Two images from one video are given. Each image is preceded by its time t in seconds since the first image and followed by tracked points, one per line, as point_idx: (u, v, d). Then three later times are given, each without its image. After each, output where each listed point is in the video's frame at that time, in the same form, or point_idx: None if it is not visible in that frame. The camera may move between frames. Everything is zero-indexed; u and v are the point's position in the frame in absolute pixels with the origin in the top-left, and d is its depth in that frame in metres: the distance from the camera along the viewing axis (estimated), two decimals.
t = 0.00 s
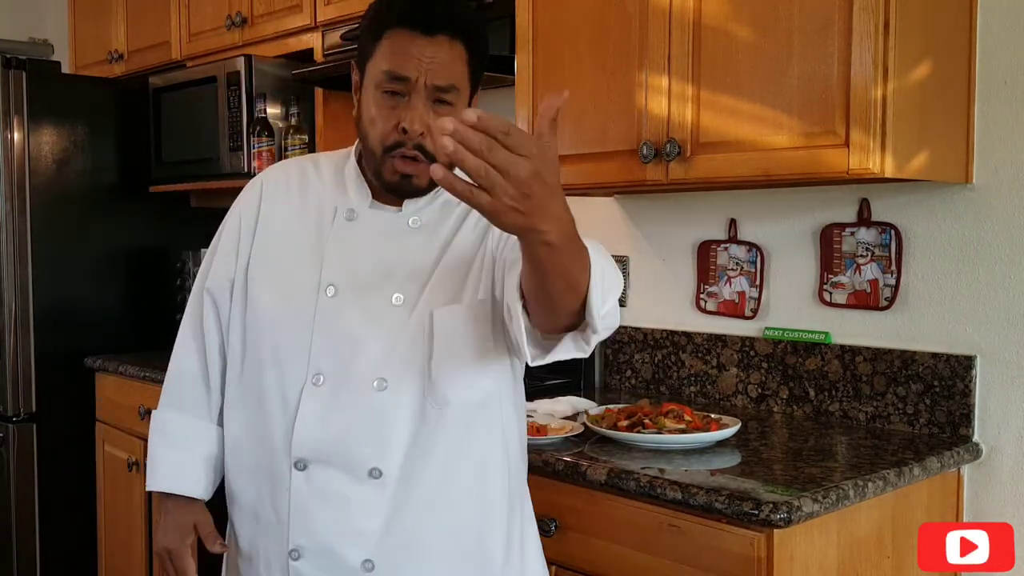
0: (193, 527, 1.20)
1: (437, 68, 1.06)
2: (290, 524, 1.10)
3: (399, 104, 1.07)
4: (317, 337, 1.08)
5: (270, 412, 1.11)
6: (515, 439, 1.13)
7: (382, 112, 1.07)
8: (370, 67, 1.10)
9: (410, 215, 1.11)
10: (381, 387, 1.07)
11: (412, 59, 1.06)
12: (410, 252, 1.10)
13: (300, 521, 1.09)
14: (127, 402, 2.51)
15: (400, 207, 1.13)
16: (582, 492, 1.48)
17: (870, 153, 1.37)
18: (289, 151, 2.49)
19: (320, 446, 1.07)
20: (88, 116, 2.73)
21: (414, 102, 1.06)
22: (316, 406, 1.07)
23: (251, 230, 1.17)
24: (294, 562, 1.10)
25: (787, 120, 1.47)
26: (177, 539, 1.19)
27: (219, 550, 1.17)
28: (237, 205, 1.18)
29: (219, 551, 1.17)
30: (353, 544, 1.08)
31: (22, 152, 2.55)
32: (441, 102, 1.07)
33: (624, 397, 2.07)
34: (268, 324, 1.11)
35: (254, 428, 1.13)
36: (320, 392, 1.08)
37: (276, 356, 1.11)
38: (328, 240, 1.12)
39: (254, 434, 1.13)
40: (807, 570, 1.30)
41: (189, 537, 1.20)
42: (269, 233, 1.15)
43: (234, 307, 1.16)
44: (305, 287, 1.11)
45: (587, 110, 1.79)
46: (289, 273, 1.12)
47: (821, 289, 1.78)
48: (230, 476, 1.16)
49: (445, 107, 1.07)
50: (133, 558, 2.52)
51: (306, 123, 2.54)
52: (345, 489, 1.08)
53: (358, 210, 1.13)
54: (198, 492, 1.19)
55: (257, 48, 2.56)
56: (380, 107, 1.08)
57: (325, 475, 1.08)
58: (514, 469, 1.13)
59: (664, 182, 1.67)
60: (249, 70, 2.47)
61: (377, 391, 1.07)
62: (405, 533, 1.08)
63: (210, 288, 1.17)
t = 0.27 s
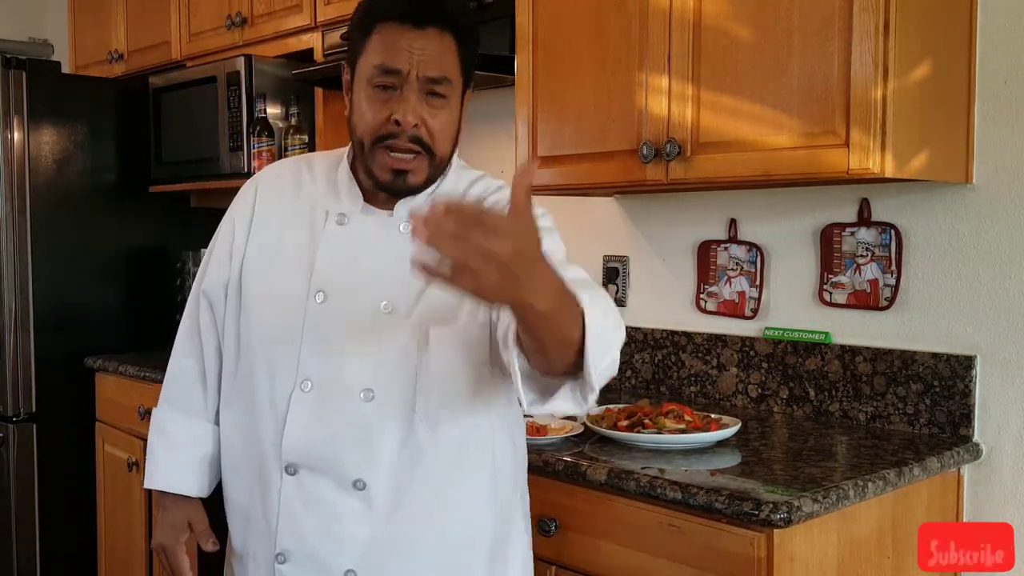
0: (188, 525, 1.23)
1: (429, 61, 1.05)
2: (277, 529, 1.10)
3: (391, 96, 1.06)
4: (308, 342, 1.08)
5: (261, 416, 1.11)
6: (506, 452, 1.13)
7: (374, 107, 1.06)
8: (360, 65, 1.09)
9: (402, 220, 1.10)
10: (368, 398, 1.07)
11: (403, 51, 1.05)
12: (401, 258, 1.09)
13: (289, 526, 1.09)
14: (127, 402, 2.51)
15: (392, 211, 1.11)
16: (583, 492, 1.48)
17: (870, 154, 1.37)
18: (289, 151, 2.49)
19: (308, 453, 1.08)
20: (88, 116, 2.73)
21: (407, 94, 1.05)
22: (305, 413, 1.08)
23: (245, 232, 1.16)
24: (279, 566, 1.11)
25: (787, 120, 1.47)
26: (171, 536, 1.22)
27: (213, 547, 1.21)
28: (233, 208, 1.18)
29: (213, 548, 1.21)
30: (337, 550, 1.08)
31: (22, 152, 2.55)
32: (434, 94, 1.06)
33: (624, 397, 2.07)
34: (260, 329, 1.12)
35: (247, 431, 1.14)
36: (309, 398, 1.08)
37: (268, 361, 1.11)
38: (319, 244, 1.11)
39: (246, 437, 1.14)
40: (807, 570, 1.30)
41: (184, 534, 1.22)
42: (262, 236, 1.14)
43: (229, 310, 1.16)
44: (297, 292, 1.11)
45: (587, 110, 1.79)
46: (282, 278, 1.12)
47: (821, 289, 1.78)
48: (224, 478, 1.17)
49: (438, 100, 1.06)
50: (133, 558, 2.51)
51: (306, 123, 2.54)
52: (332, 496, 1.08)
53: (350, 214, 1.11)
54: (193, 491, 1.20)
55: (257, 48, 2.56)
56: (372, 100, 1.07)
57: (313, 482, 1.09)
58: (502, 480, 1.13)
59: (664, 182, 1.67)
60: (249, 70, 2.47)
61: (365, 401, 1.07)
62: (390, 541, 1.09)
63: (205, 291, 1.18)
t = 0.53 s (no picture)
0: (182, 536, 1.17)
1: (399, 50, 1.06)
2: (269, 535, 1.09)
3: (363, 87, 1.06)
4: (298, 347, 1.08)
5: (251, 422, 1.10)
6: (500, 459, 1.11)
7: (346, 100, 1.07)
8: (327, 60, 1.10)
9: (387, 221, 1.11)
10: (363, 403, 1.07)
11: (373, 42, 1.05)
12: (389, 260, 1.10)
13: (281, 532, 1.09)
14: (127, 402, 2.52)
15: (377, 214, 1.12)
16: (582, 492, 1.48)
17: (869, 154, 1.37)
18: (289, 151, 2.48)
19: (300, 458, 1.07)
20: (88, 116, 2.73)
21: (378, 84, 1.06)
22: (297, 419, 1.07)
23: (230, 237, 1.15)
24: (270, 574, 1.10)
25: (787, 120, 1.47)
26: (166, 550, 1.16)
27: (210, 558, 1.16)
28: (216, 213, 1.16)
29: (210, 559, 1.16)
30: (333, 555, 1.09)
31: (22, 152, 2.55)
32: (406, 84, 1.07)
33: (625, 397, 2.06)
34: (248, 334, 1.10)
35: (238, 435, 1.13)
36: (300, 403, 1.08)
37: (257, 366, 1.10)
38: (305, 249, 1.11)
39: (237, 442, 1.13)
40: (807, 570, 1.30)
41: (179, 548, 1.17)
42: (248, 241, 1.14)
43: (214, 316, 1.15)
44: (285, 296, 1.10)
45: (587, 110, 1.79)
46: (269, 283, 1.11)
47: (821, 289, 1.78)
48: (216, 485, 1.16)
49: (410, 89, 1.07)
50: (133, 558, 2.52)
51: (306, 123, 2.53)
52: (324, 502, 1.08)
53: (335, 218, 1.11)
54: (188, 500, 1.16)
55: (257, 48, 2.56)
56: (344, 93, 1.07)
57: (305, 488, 1.08)
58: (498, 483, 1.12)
59: (664, 182, 1.67)
60: (248, 69, 2.47)
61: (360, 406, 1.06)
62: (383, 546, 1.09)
63: (190, 298, 1.15)
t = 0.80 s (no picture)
0: (167, 544, 1.21)
1: (366, 42, 1.06)
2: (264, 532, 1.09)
3: (337, 83, 1.06)
4: (286, 342, 1.08)
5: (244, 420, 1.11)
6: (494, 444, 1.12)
7: (320, 97, 1.06)
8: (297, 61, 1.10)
9: (370, 215, 1.10)
10: (355, 393, 1.06)
11: (340, 36, 1.06)
12: (372, 252, 1.09)
13: (275, 529, 1.09)
14: (127, 402, 2.52)
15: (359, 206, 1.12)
16: (582, 492, 1.48)
17: (869, 154, 1.37)
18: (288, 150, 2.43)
19: (292, 451, 1.07)
20: (88, 116, 2.73)
21: (350, 78, 1.06)
22: (286, 412, 1.07)
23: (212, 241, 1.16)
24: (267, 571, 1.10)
25: (787, 120, 1.47)
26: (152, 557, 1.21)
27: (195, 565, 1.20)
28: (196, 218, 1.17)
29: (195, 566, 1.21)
30: (324, 549, 1.08)
31: (22, 152, 2.55)
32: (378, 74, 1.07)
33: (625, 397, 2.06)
34: (235, 332, 1.11)
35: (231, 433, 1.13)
36: (291, 397, 1.08)
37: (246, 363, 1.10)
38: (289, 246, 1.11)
39: (230, 440, 1.13)
40: (807, 570, 1.30)
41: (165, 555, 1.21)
42: (231, 242, 1.14)
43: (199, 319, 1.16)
44: (271, 293, 1.10)
45: (587, 110, 1.79)
46: (255, 281, 1.11)
47: (821, 289, 1.78)
48: (202, 489, 1.18)
49: (382, 79, 1.07)
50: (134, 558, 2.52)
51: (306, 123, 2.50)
52: (318, 495, 1.07)
53: (317, 214, 1.11)
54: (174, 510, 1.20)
55: (257, 48, 2.56)
56: (317, 90, 1.07)
57: (299, 482, 1.08)
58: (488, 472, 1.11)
59: (664, 182, 1.67)
60: (248, 69, 2.47)
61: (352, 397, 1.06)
62: (378, 539, 1.07)
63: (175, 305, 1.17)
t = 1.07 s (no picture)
0: (162, 546, 1.22)
1: (363, 60, 1.04)
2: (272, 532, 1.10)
3: (334, 104, 1.04)
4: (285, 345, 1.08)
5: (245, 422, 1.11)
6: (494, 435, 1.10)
7: (318, 117, 1.05)
8: (292, 77, 1.08)
9: (362, 216, 1.09)
10: (354, 393, 1.06)
11: (335, 57, 1.04)
12: (361, 251, 1.08)
13: (282, 528, 1.09)
14: (127, 402, 2.52)
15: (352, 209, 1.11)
16: (582, 492, 1.48)
17: (869, 154, 1.37)
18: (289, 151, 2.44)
19: (295, 452, 1.07)
20: (88, 116, 2.73)
21: (348, 99, 1.04)
22: (286, 414, 1.07)
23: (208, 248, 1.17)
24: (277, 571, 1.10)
25: (787, 120, 1.47)
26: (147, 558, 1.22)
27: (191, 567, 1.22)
28: (193, 227, 1.19)
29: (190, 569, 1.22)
30: (332, 547, 1.08)
31: (21, 152, 2.54)
32: (375, 90, 1.05)
33: (625, 397, 2.06)
34: (235, 336, 1.11)
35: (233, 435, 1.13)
36: (291, 399, 1.08)
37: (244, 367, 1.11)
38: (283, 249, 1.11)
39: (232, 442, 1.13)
40: (807, 570, 1.30)
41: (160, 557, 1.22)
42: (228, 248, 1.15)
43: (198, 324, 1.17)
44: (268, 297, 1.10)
45: (587, 110, 1.79)
46: (250, 285, 1.12)
47: (821, 289, 1.78)
48: (206, 493, 1.18)
49: (380, 95, 1.05)
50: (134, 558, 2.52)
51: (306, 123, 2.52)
52: (323, 494, 1.08)
53: (309, 217, 1.10)
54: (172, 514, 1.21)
55: (257, 48, 2.56)
56: (315, 112, 1.05)
57: (303, 481, 1.08)
58: (493, 466, 1.10)
59: (664, 182, 1.67)
60: (249, 70, 2.47)
61: (351, 396, 1.06)
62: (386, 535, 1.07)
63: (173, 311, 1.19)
